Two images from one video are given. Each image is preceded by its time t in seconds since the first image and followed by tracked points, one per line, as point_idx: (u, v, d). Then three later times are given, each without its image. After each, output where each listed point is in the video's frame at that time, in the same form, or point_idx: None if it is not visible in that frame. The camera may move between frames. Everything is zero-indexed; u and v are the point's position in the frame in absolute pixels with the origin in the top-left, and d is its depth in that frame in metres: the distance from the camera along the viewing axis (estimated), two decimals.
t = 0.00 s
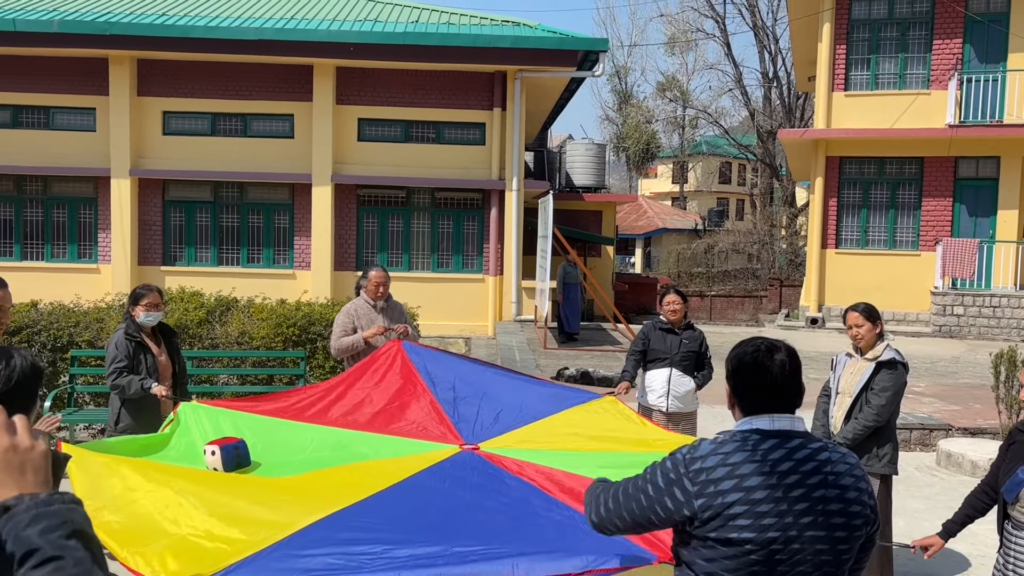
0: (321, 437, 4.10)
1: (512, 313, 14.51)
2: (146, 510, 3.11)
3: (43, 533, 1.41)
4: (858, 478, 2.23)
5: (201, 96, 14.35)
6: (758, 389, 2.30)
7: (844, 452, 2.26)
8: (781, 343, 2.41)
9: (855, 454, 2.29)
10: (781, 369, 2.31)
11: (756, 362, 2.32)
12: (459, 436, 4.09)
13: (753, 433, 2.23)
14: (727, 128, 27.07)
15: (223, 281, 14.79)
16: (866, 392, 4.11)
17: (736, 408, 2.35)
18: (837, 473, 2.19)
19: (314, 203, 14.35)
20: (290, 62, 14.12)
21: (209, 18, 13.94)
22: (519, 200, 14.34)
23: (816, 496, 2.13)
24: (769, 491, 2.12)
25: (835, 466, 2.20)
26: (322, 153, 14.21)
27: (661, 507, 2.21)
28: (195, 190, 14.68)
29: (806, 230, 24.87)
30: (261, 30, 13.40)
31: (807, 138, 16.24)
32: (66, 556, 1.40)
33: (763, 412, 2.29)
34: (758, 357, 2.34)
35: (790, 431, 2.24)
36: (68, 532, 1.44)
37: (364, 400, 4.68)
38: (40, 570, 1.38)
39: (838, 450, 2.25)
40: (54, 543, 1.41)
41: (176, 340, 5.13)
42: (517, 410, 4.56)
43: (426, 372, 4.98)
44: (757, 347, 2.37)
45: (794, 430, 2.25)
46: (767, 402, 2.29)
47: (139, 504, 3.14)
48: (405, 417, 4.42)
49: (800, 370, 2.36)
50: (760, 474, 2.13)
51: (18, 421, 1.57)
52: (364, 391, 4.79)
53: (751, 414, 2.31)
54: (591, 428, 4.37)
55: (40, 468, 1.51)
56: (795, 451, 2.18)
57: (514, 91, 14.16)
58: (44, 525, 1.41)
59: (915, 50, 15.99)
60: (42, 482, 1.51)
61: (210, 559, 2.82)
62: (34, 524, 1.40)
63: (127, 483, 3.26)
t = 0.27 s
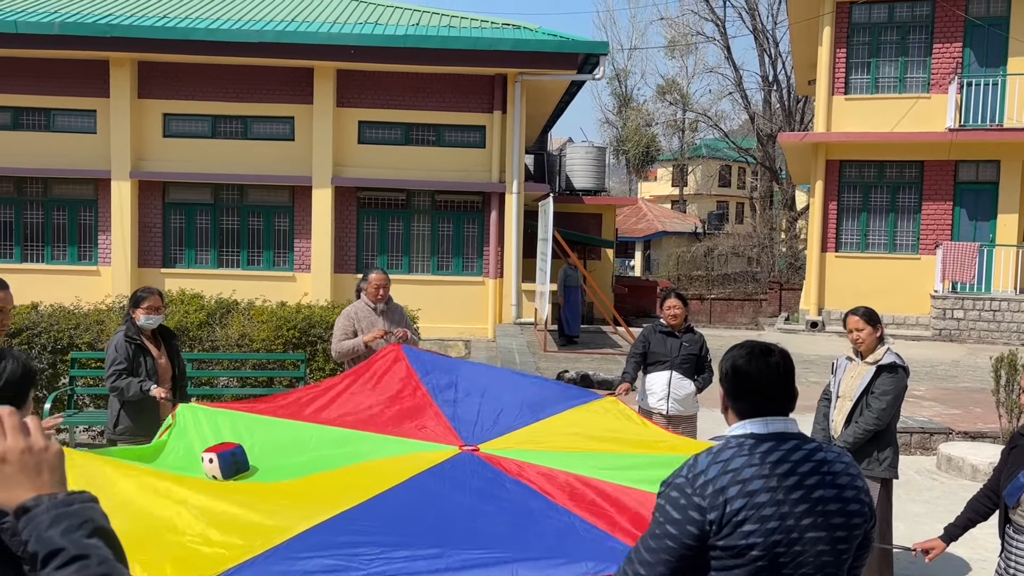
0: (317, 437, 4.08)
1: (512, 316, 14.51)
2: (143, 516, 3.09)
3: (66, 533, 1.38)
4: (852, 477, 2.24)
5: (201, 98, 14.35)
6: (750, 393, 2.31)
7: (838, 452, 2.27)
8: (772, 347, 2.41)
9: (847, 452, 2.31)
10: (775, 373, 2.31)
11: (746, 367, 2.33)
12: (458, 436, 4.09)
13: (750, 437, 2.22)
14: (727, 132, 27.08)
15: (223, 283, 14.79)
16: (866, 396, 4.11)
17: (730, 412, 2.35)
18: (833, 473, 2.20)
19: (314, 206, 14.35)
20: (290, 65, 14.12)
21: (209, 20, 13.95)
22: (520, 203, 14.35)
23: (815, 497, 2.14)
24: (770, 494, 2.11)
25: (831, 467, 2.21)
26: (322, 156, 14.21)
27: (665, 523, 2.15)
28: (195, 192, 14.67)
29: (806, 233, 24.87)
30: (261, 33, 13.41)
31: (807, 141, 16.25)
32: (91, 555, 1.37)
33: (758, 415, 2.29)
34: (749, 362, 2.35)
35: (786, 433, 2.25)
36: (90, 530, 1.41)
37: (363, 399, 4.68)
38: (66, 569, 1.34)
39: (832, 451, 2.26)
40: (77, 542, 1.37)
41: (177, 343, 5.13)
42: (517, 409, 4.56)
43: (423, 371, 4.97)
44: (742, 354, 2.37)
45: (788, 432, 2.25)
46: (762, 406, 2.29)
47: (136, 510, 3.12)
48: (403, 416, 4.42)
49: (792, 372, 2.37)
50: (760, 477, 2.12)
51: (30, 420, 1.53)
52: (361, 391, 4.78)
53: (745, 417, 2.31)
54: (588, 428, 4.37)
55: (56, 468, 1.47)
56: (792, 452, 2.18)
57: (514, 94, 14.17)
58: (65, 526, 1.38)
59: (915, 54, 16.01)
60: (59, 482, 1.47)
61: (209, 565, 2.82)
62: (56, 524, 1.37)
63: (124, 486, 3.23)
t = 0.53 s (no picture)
0: (316, 442, 4.07)
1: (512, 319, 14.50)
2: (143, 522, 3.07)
3: (97, 540, 1.42)
4: (854, 479, 2.24)
5: (202, 100, 14.36)
6: (751, 396, 2.30)
7: (839, 455, 2.26)
8: (771, 348, 2.40)
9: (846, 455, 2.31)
10: (775, 377, 2.31)
11: (744, 370, 2.32)
12: (458, 439, 4.08)
13: (753, 442, 2.22)
14: (728, 134, 27.09)
15: (223, 285, 14.79)
16: (868, 399, 4.10)
17: (731, 413, 2.35)
18: (835, 476, 2.20)
19: (315, 208, 14.35)
20: (291, 67, 14.13)
21: (210, 22, 13.97)
22: (520, 206, 14.36)
23: (820, 501, 2.13)
24: (778, 499, 2.10)
25: (833, 470, 2.20)
26: (323, 158, 14.21)
27: (675, 534, 2.13)
28: (195, 194, 14.67)
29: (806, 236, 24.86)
30: (262, 35, 13.42)
31: (807, 144, 16.26)
32: (122, 561, 1.42)
33: (757, 419, 2.29)
34: (749, 364, 2.34)
35: (787, 437, 2.24)
36: (119, 537, 1.45)
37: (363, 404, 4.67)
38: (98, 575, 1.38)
39: (833, 455, 2.26)
40: (108, 548, 1.42)
41: (177, 345, 5.12)
42: (518, 414, 4.55)
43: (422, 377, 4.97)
44: (738, 358, 2.36)
45: (789, 436, 2.25)
46: (762, 408, 2.29)
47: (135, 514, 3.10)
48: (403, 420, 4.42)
49: (788, 373, 2.37)
50: (766, 482, 2.12)
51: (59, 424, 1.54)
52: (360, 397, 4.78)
53: (745, 421, 2.31)
54: (587, 430, 4.37)
55: (86, 475, 1.49)
56: (795, 456, 2.18)
57: (515, 96, 14.17)
58: (96, 533, 1.42)
59: (916, 57, 16.02)
60: (88, 487, 1.50)
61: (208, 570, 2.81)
62: (87, 531, 1.41)
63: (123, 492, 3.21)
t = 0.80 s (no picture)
0: (315, 446, 4.06)
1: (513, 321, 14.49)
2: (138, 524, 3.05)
3: (115, 544, 1.44)
4: (853, 482, 2.22)
5: (203, 101, 14.35)
6: (754, 401, 2.29)
7: (839, 459, 2.25)
8: (773, 354, 2.39)
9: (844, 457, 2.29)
10: (778, 382, 2.29)
11: (748, 374, 2.31)
12: (457, 443, 4.07)
13: (754, 446, 2.20)
14: (729, 136, 27.08)
15: (224, 287, 14.79)
16: (869, 402, 4.09)
17: (733, 416, 2.33)
18: (836, 481, 2.18)
19: (316, 210, 14.35)
20: (293, 68, 14.13)
21: (212, 24, 13.98)
22: (521, 208, 14.38)
23: (821, 506, 2.12)
24: (780, 504, 2.09)
25: (833, 474, 2.19)
26: (324, 160, 14.20)
27: (676, 538, 2.10)
28: (197, 196, 14.68)
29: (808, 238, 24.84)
30: (264, 37, 13.43)
31: (809, 146, 16.25)
32: (140, 566, 1.44)
33: (758, 424, 2.28)
34: (753, 369, 2.32)
35: (788, 441, 2.23)
36: (135, 542, 1.47)
37: (362, 409, 4.67)
38: None
39: (833, 459, 2.24)
40: (124, 553, 1.44)
41: (177, 347, 5.10)
42: (517, 418, 4.54)
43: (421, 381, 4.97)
44: (743, 361, 2.34)
45: (790, 441, 2.24)
46: (764, 412, 2.28)
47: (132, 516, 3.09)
48: (403, 425, 4.40)
49: (794, 380, 2.35)
50: (768, 486, 2.10)
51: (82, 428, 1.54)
52: (359, 401, 4.77)
53: (747, 425, 2.30)
54: (586, 434, 4.35)
55: (106, 480, 1.49)
56: (797, 461, 2.16)
57: (517, 98, 14.18)
58: (114, 538, 1.44)
59: (918, 59, 16.00)
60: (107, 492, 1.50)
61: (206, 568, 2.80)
62: (105, 536, 1.43)
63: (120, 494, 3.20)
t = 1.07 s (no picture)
0: (315, 451, 4.05)
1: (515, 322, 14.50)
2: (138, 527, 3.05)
3: (84, 545, 1.43)
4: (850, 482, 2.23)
5: (205, 103, 14.36)
6: (752, 404, 2.28)
7: (836, 460, 2.25)
8: (771, 356, 2.39)
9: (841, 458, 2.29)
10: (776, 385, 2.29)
11: (748, 377, 2.29)
12: (458, 447, 4.06)
13: (754, 451, 2.19)
14: (731, 138, 27.06)
15: (226, 288, 14.80)
16: (870, 404, 4.08)
17: (731, 419, 2.32)
18: (835, 481, 2.18)
19: (318, 211, 14.36)
20: (295, 70, 14.13)
21: (214, 25, 13.98)
22: (522, 209, 14.32)
23: (824, 508, 2.12)
24: (785, 509, 2.08)
25: (831, 474, 2.19)
26: (326, 161, 14.21)
27: (688, 552, 2.07)
28: (199, 197, 14.69)
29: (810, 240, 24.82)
30: (266, 38, 13.43)
31: (811, 148, 16.24)
32: (106, 567, 1.43)
33: (758, 427, 2.27)
34: (753, 373, 2.31)
35: (786, 443, 2.23)
36: (107, 543, 1.46)
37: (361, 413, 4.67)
38: None
39: (829, 458, 2.25)
40: (94, 554, 1.43)
41: (179, 348, 5.10)
42: (518, 422, 4.53)
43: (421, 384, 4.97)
44: (740, 364, 2.32)
45: (788, 442, 2.23)
46: (764, 417, 2.27)
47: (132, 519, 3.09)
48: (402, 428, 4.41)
49: (789, 382, 2.35)
50: (774, 492, 2.09)
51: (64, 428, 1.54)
52: (359, 405, 4.77)
53: (746, 428, 2.29)
54: (585, 438, 4.35)
55: (82, 480, 1.49)
56: (798, 464, 2.16)
57: (519, 100, 14.17)
58: (84, 538, 1.43)
59: (920, 61, 15.99)
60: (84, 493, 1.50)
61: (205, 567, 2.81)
62: (75, 536, 1.42)
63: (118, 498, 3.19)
